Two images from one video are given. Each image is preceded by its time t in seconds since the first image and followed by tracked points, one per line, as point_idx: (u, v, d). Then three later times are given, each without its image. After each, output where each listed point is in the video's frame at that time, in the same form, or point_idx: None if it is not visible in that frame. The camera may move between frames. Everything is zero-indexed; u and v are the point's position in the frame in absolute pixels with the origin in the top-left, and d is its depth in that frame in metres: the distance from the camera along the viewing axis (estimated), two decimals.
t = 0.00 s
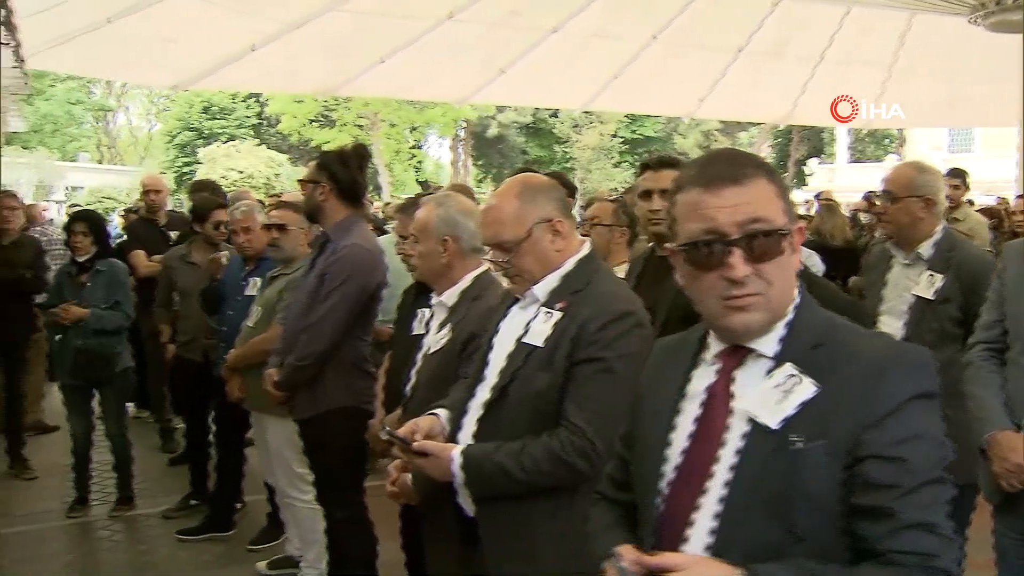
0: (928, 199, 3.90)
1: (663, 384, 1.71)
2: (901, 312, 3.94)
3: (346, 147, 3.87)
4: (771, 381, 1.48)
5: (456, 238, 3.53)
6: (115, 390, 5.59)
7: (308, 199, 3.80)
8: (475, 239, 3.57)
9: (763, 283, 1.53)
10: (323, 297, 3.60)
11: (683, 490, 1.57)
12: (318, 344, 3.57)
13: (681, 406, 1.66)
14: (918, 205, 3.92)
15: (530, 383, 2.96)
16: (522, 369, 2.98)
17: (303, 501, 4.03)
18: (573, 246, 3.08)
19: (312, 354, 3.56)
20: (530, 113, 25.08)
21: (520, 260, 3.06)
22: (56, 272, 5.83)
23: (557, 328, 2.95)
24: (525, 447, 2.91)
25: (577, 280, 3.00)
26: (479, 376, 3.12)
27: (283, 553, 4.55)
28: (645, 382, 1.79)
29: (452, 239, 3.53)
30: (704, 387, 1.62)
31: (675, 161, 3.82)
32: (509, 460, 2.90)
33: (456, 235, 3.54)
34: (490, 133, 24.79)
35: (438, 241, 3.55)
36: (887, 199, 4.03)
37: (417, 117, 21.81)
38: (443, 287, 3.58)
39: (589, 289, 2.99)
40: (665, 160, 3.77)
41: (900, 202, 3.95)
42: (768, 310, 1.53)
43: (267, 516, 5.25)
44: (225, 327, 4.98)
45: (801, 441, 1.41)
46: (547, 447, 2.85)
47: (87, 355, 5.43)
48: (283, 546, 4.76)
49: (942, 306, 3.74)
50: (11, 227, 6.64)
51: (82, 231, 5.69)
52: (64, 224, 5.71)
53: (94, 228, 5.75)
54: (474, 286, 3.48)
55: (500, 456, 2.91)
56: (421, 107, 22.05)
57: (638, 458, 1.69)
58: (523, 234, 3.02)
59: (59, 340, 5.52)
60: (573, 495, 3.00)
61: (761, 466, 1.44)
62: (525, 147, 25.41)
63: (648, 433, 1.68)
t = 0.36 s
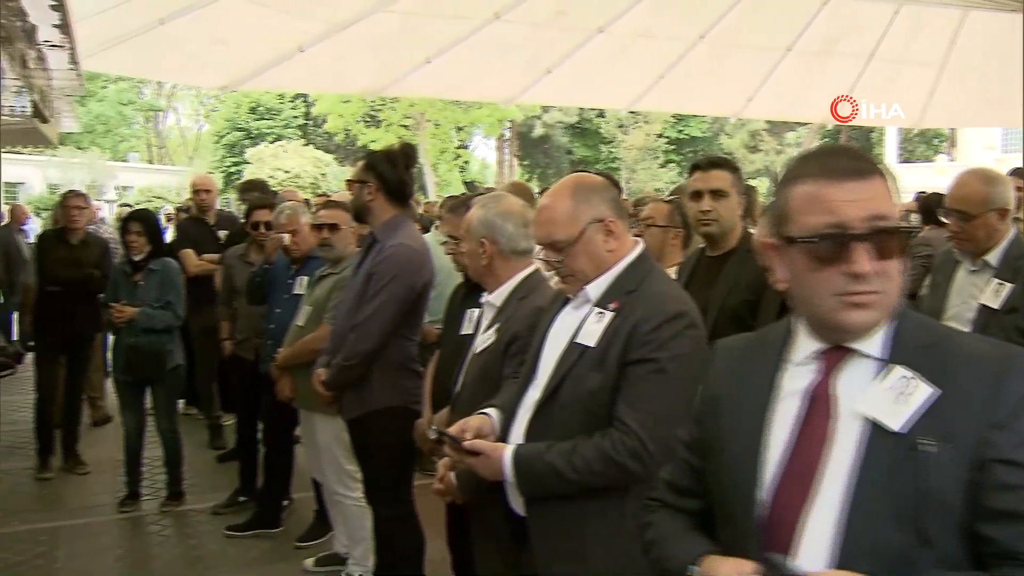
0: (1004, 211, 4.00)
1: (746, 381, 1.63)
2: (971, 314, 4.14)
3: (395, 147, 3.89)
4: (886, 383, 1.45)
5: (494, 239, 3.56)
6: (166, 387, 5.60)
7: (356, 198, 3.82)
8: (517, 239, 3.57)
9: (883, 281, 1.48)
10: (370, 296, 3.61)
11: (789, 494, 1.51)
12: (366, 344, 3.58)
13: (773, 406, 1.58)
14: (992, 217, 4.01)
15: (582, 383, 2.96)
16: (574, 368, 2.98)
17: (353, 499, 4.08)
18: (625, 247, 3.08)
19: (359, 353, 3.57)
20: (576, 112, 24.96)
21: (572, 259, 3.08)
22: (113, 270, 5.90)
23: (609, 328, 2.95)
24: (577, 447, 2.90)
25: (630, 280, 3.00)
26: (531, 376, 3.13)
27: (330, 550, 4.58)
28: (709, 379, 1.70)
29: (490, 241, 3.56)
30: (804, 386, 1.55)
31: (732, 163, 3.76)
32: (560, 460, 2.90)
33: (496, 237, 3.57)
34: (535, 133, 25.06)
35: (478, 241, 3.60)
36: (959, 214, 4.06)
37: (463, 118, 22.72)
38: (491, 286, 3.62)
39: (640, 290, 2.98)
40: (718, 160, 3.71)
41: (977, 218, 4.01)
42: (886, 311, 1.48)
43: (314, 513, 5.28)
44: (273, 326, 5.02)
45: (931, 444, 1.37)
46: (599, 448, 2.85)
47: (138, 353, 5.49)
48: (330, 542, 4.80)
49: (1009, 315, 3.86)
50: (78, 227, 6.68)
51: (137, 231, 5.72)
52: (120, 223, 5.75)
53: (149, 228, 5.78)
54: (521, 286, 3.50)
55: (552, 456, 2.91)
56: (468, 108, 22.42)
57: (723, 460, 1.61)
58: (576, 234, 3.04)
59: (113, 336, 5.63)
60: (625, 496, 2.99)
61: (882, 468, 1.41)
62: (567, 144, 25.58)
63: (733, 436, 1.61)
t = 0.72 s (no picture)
0: None
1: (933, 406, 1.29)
2: None
3: (435, 148, 3.88)
4: None
5: (536, 240, 3.56)
6: (211, 385, 5.68)
7: (396, 198, 3.83)
8: (557, 240, 3.57)
9: None
10: (411, 297, 3.63)
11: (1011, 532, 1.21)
12: (406, 344, 3.60)
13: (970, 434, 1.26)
14: None
15: (626, 383, 2.95)
16: (618, 369, 2.98)
17: (395, 498, 4.10)
18: (670, 248, 3.08)
19: (400, 353, 3.59)
20: (615, 113, 26.70)
21: (617, 260, 3.07)
22: (162, 269, 5.96)
23: (653, 329, 2.94)
24: (620, 447, 2.89)
25: (676, 281, 2.99)
26: (575, 377, 3.14)
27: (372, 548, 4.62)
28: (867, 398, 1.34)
29: (532, 241, 3.57)
30: (1007, 413, 1.25)
31: (774, 164, 3.71)
32: (603, 460, 2.89)
33: (537, 238, 3.57)
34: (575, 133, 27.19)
35: (519, 241, 3.61)
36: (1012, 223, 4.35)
37: (502, 119, 23.40)
38: (532, 286, 3.62)
39: (685, 291, 2.97)
40: (751, 161, 3.69)
41: None
42: None
43: (355, 511, 5.32)
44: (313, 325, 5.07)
45: None
46: (643, 448, 2.83)
47: (185, 352, 5.56)
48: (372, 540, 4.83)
49: None
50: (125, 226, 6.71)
51: (186, 231, 5.76)
52: (171, 222, 5.78)
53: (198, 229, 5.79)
54: (563, 286, 3.50)
55: (595, 456, 2.90)
56: (506, 108, 23.43)
57: (907, 498, 1.27)
58: (620, 234, 3.04)
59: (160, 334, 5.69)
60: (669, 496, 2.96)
61: None
62: (611, 146, 27.24)
63: (923, 470, 1.28)
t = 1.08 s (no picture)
0: None
1: None
2: None
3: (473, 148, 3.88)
4: None
5: (572, 240, 3.56)
6: (252, 384, 5.71)
7: (434, 198, 3.84)
8: (593, 240, 3.56)
9: None
10: (448, 297, 3.65)
11: None
12: (443, 344, 3.61)
13: None
14: None
15: (668, 383, 2.94)
16: (659, 369, 2.98)
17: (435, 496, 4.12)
18: (712, 249, 3.06)
19: (438, 352, 3.61)
20: (654, 114, 27.40)
21: (658, 260, 3.06)
22: (205, 269, 6.00)
23: (695, 329, 2.93)
24: (661, 448, 2.88)
25: (717, 282, 2.97)
26: (616, 378, 3.14)
27: (411, 546, 4.64)
28: None
29: (568, 241, 3.56)
30: None
31: (818, 164, 3.64)
32: (644, 461, 2.88)
33: (573, 238, 3.57)
34: (613, 133, 27.65)
35: (556, 243, 3.61)
36: None
37: (539, 118, 24.05)
38: (570, 287, 3.61)
39: (728, 291, 2.96)
40: (790, 162, 3.65)
41: None
42: None
43: (392, 510, 5.35)
44: (351, 324, 5.11)
45: None
46: (684, 449, 2.82)
47: (229, 351, 5.60)
48: (411, 539, 4.85)
49: None
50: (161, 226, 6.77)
51: (231, 230, 5.86)
52: (215, 222, 5.86)
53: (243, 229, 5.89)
54: (603, 286, 3.50)
55: (636, 457, 2.89)
56: (544, 109, 24.22)
57: None
58: (662, 234, 3.02)
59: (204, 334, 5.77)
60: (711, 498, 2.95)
61: None
62: (647, 146, 27.66)
63: None
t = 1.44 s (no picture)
0: None
1: None
2: None
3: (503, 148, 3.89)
4: None
5: (598, 242, 3.56)
6: (286, 382, 5.71)
7: (464, 198, 3.85)
8: (620, 241, 3.56)
9: None
10: (478, 297, 3.66)
11: None
12: (474, 344, 3.63)
13: None
14: None
15: (701, 384, 2.94)
16: (692, 370, 2.97)
17: (466, 494, 4.14)
18: (746, 249, 3.04)
19: (468, 352, 3.62)
20: (683, 113, 27.33)
21: (691, 260, 3.05)
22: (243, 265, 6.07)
23: (728, 330, 2.92)
24: (694, 448, 2.87)
25: (751, 282, 2.96)
26: (648, 379, 3.14)
27: (441, 546, 4.65)
28: None
29: (594, 243, 3.56)
30: None
31: (843, 164, 3.63)
32: (677, 461, 2.87)
33: (600, 240, 3.57)
34: (642, 133, 27.47)
35: (582, 245, 3.61)
36: None
37: (569, 118, 24.45)
38: (598, 288, 3.61)
39: (762, 291, 2.95)
40: (813, 166, 3.63)
41: None
42: None
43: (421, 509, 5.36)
44: (382, 324, 5.14)
45: None
46: (717, 449, 2.81)
47: (262, 349, 5.62)
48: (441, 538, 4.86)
49: None
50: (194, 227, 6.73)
51: (268, 232, 5.89)
52: (252, 224, 5.90)
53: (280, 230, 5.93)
54: (632, 286, 3.49)
55: (668, 457, 2.89)
56: (573, 109, 24.60)
57: None
58: (695, 234, 3.01)
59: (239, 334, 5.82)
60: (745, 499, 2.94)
61: None
62: (677, 146, 27.71)
63: None
